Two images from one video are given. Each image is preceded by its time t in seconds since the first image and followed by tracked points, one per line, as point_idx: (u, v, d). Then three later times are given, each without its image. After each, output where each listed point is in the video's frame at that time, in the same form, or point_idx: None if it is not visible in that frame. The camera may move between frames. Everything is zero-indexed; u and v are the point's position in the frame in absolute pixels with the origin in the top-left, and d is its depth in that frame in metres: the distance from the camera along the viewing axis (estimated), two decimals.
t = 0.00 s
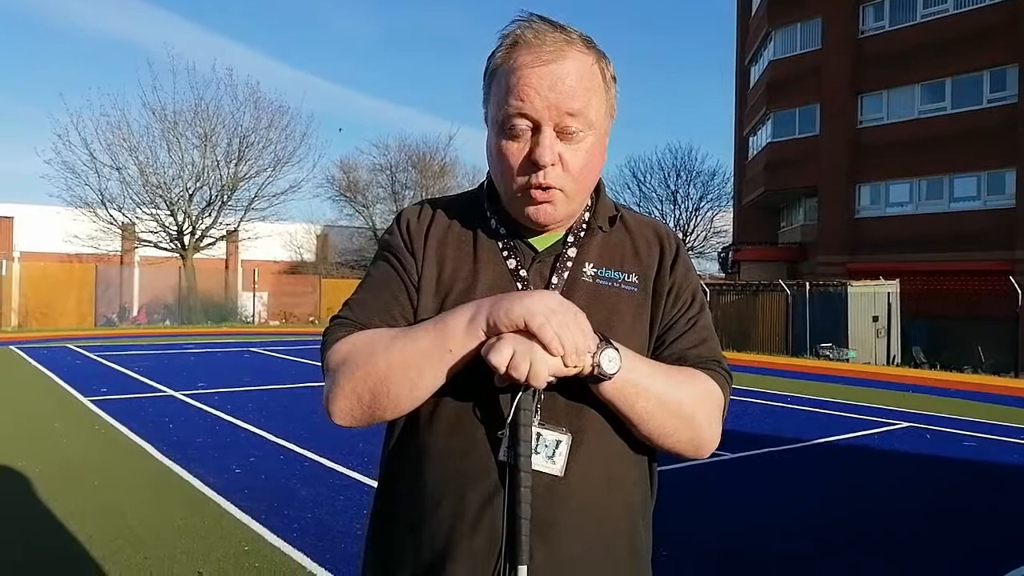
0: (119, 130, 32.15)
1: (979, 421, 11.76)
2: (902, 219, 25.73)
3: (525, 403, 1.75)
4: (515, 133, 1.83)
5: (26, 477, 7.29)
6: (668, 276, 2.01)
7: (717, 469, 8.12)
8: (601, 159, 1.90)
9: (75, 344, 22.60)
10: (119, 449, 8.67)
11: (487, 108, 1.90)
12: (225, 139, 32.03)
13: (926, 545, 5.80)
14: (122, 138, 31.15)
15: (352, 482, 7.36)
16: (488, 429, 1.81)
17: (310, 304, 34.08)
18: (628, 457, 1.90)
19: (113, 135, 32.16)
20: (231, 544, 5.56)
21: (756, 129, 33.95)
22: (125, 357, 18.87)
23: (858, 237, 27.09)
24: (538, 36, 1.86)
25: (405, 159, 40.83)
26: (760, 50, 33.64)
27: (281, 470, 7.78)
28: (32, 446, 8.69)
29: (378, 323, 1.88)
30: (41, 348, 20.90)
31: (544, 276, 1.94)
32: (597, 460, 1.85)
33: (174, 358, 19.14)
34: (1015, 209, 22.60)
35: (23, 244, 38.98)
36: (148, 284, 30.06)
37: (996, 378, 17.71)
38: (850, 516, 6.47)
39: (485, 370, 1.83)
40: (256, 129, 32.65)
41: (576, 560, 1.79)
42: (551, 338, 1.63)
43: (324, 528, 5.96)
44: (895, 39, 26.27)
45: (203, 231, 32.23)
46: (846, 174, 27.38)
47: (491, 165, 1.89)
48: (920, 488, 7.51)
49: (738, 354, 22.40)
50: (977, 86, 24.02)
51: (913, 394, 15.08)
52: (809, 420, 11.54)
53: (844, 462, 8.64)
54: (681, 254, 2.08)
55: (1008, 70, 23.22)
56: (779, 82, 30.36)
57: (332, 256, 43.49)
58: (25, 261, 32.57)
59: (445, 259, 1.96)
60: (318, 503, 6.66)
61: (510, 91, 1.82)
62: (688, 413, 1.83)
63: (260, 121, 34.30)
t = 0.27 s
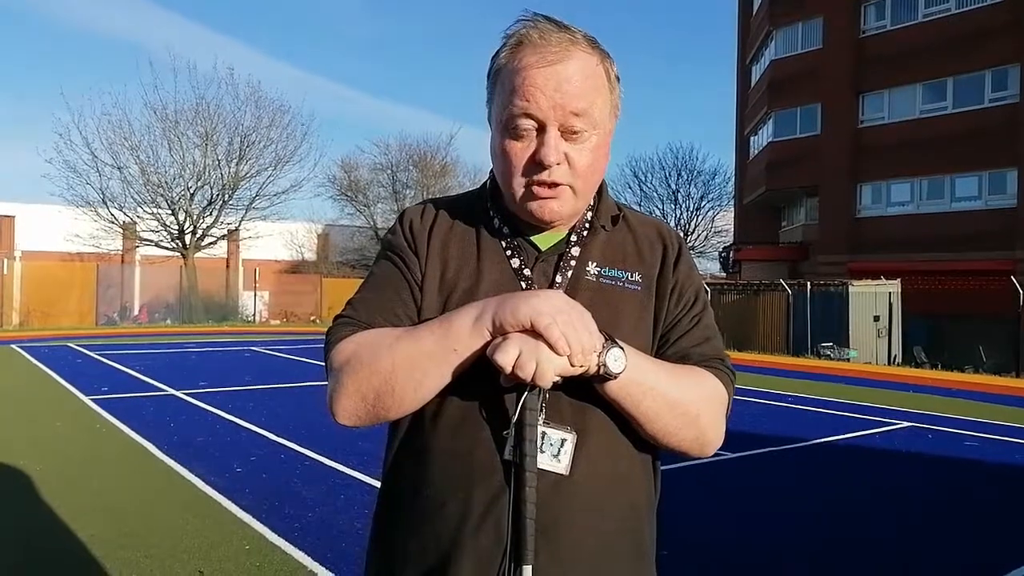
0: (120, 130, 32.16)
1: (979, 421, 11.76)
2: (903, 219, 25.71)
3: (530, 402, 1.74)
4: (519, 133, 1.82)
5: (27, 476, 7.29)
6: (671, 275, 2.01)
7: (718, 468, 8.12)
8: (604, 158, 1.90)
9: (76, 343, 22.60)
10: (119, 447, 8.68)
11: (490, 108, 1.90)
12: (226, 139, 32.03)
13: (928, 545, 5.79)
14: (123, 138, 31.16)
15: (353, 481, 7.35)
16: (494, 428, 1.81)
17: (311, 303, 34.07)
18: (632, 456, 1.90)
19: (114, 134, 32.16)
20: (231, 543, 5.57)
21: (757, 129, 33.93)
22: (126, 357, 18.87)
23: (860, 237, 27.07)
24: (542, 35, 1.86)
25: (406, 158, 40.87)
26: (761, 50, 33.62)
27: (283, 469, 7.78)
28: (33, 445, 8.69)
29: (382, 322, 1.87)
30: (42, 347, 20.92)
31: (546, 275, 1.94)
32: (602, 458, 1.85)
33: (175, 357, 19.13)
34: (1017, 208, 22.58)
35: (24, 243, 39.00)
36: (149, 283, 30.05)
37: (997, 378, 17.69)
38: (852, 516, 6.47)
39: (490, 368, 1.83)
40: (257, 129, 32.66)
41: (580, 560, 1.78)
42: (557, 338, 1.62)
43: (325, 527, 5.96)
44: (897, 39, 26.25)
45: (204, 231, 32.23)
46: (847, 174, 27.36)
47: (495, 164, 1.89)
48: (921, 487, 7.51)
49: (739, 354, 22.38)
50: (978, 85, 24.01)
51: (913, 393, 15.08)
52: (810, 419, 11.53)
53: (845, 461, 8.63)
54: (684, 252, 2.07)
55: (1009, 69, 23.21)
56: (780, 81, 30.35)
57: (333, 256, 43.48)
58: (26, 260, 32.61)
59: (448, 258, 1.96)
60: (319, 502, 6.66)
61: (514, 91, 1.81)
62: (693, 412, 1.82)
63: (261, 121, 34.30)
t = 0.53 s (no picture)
0: (120, 127, 32.14)
1: (981, 418, 11.76)
2: (904, 216, 25.70)
3: (536, 400, 1.74)
4: (521, 130, 1.82)
5: (28, 474, 7.30)
6: (674, 272, 2.00)
7: (719, 465, 8.12)
8: (607, 156, 1.89)
9: (77, 341, 22.60)
10: (120, 445, 8.69)
11: (494, 104, 1.89)
12: (226, 136, 31.98)
13: (929, 541, 5.80)
14: (123, 135, 31.14)
15: (354, 479, 7.35)
16: (499, 426, 1.80)
17: (311, 301, 34.06)
18: (635, 453, 1.89)
19: (114, 132, 32.13)
20: (232, 541, 5.58)
21: (757, 126, 33.89)
22: (127, 355, 18.87)
23: (860, 234, 27.05)
24: (544, 33, 1.86)
25: (406, 156, 40.83)
26: (761, 46, 33.57)
27: (284, 467, 7.78)
28: (34, 443, 8.70)
29: (386, 320, 1.86)
30: (43, 345, 20.93)
31: (550, 273, 1.93)
32: (608, 455, 1.84)
33: (176, 355, 19.13)
34: (1017, 205, 22.57)
35: (24, 241, 39.00)
36: (150, 281, 30.04)
37: (998, 375, 17.67)
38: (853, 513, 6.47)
39: (495, 366, 1.83)
40: (257, 126, 32.64)
41: (587, 556, 1.79)
42: (563, 335, 1.62)
43: (326, 524, 5.96)
44: (897, 35, 26.22)
45: (204, 228, 32.22)
46: (847, 171, 27.35)
47: (497, 160, 1.88)
48: (923, 485, 7.51)
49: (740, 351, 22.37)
50: (979, 82, 23.99)
51: (915, 390, 15.08)
52: (812, 417, 11.52)
53: (846, 458, 8.64)
54: (686, 250, 2.06)
55: (1010, 66, 23.18)
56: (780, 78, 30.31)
57: (333, 253, 43.45)
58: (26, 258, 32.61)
59: (451, 255, 1.95)
60: (321, 499, 6.66)
61: (518, 87, 1.81)
62: (697, 408, 1.82)
63: (261, 118, 34.27)
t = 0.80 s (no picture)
0: (116, 126, 32.06)
1: (978, 415, 11.78)
2: (901, 213, 25.72)
3: (538, 397, 1.73)
4: (522, 125, 1.81)
5: (26, 473, 7.29)
6: (672, 268, 2.00)
7: (717, 462, 8.13)
8: (607, 152, 1.89)
9: (73, 340, 22.56)
10: (118, 444, 8.69)
11: (494, 101, 1.88)
12: (222, 134, 31.93)
13: (928, 538, 5.81)
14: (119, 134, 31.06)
15: (352, 477, 7.34)
16: (501, 423, 1.80)
17: (309, 299, 34.04)
18: (636, 448, 1.89)
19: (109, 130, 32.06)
20: (230, 539, 5.57)
21: (755, 123, 33.89)
22: (124, 353, 18.83)
23: (857, 231, 27.08)
24: (545, 28, 1.85)
25: (403, 154, 40.80)
26: (759, 44, 33.56)
27: (281, 465, 7.78)
28: (31, 442, 8.69)
29: (387, 318, 1.86)
30: (40, 344, 20.89)
31: (550, 270, 1.92)
32: (609, 452, 1.84)
33: (173, 354, 19.09)
34: (1014, 202, 22.61)
35: (20, 239, 38.91)
36: (147, 280, 30.00)
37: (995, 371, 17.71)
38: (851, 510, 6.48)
39: (497, 363, 1.82)
40: (254, 124, 32.59)
41: (589, 552, 1.78)
42: (566, 331, 1.62)
43: (324, 523, 5.96)
44: (894, 32, 26.23)
45: (201, 227, 32.16)
46: (844, 168, 27.36)
47: (497, 157, 1.88)
48: (920, 481, 7.52)
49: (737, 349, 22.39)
50: (976, 79, 24.02)
51: (912, 387, 15.10)
52: (809, 414, 11.54)
53: (843, 455, 8.65)
54: (685, 246, 2.06)
55: (1007, 63, 23.22)
56: (778, 76, 30.31)
57: (330, 252, 43.41)
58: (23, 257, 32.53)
59: (451, 251, 1.95)
60: (319, 497, 6.66)
61: (519, 82, 1.80)
62: (698, 403, 1.82)
63: (258, 116, 34.22)
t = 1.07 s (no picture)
0: (112, 119, 31.96)
1: (974, 409, 11.81)
2: (897, 208, 25.75)
3: (537, 389, 1.73)
4: (523, 117, 1.81)
5: (23, 467, 7.29)
6: (670, 262, 2.00)
7: (714, 456, 8.15)
8: (606, 146, 1.89)
9: (70, 335, 22.53)
10: (115, 438, 8.69)
11: (494, 93, 1.88)
12: (220, 128, 31.87)
13: (923, 531, 5.84)
14: (115, 128, 30.98)
15: (350, 471, 7.35)
16: (500, 415, 1.80)
17: (306, 294, 34.04)
18: (634, 441, 1.90)
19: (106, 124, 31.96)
20: (228, 533, 5.58)
21: (752, 118, 33.90)
22: (120, 348, 18.80)
23: (854, 226, 27.10)
24: (546, 21, 1.84)
25: (400, 148, 40.75)
26: (756, 38, 33.52)
27: (279, 459, 7.78)
28: (29, 436, 8.68)
29: (387, 312, 1.86)
30: (36, 338, 20.87)
31: (549, 263, 1.92)
32: (607, 444, 1.85)
33: (171, 348, 19.07)
34: (1011, 197, 22.64)
35: (17, 234, 38.80)
36: (144, 274, 29.96)
37: (991, 366, 17.76)
38: (848, 504, 6.50)
39: (497, 356, 1.82)
40: (251, 118, 32.54)
41: (585, 544, 1.79)
42: (564, 325, 1.62)
43: (322, 516, 5.96)
44: (892, 27, 26.21)
45: (198, 221, 32.10)
46: (842, 163, 27.38)
47: (496, 150, 1.88)
48: (916, 475, 7.55)
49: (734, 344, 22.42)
50: (973, 74, 24.03)
51: (908, 382, 15.14)
52: (806, 408, 11.56)
53: (840, 449, 8.67)
54: (683, 241, 2.06)
55: (1004, 58, 23.23)
56: (775, 71, 30.29)
57: (328, 246, 43.36)
58: (19, 251, 32.45)
59: (451, 243, 1.95)
60: (316, 491, 6.67)
61: (519, 75, 1.80)
62: (695, 396, 1.82)
63: (255, 110, 34.17)
